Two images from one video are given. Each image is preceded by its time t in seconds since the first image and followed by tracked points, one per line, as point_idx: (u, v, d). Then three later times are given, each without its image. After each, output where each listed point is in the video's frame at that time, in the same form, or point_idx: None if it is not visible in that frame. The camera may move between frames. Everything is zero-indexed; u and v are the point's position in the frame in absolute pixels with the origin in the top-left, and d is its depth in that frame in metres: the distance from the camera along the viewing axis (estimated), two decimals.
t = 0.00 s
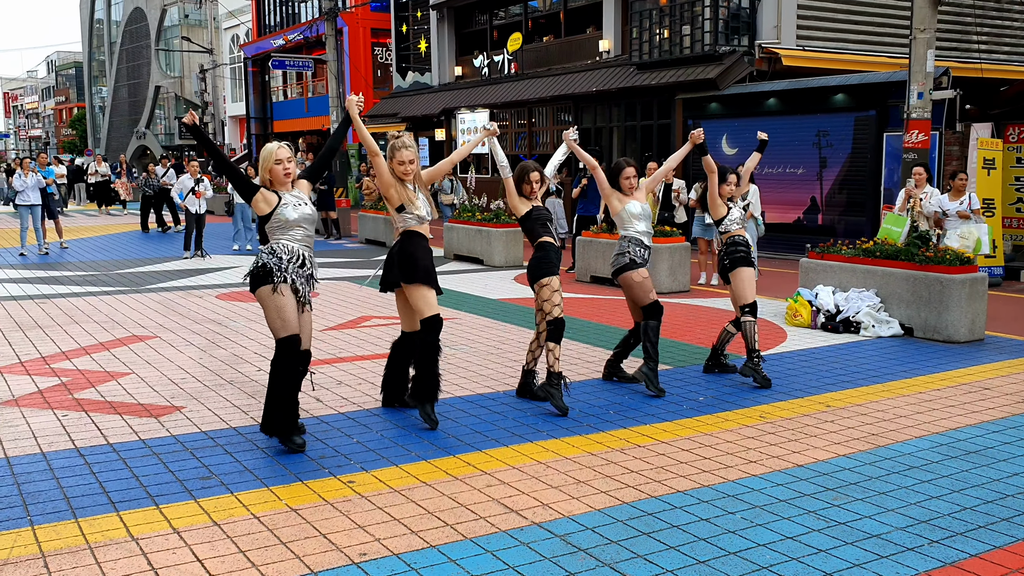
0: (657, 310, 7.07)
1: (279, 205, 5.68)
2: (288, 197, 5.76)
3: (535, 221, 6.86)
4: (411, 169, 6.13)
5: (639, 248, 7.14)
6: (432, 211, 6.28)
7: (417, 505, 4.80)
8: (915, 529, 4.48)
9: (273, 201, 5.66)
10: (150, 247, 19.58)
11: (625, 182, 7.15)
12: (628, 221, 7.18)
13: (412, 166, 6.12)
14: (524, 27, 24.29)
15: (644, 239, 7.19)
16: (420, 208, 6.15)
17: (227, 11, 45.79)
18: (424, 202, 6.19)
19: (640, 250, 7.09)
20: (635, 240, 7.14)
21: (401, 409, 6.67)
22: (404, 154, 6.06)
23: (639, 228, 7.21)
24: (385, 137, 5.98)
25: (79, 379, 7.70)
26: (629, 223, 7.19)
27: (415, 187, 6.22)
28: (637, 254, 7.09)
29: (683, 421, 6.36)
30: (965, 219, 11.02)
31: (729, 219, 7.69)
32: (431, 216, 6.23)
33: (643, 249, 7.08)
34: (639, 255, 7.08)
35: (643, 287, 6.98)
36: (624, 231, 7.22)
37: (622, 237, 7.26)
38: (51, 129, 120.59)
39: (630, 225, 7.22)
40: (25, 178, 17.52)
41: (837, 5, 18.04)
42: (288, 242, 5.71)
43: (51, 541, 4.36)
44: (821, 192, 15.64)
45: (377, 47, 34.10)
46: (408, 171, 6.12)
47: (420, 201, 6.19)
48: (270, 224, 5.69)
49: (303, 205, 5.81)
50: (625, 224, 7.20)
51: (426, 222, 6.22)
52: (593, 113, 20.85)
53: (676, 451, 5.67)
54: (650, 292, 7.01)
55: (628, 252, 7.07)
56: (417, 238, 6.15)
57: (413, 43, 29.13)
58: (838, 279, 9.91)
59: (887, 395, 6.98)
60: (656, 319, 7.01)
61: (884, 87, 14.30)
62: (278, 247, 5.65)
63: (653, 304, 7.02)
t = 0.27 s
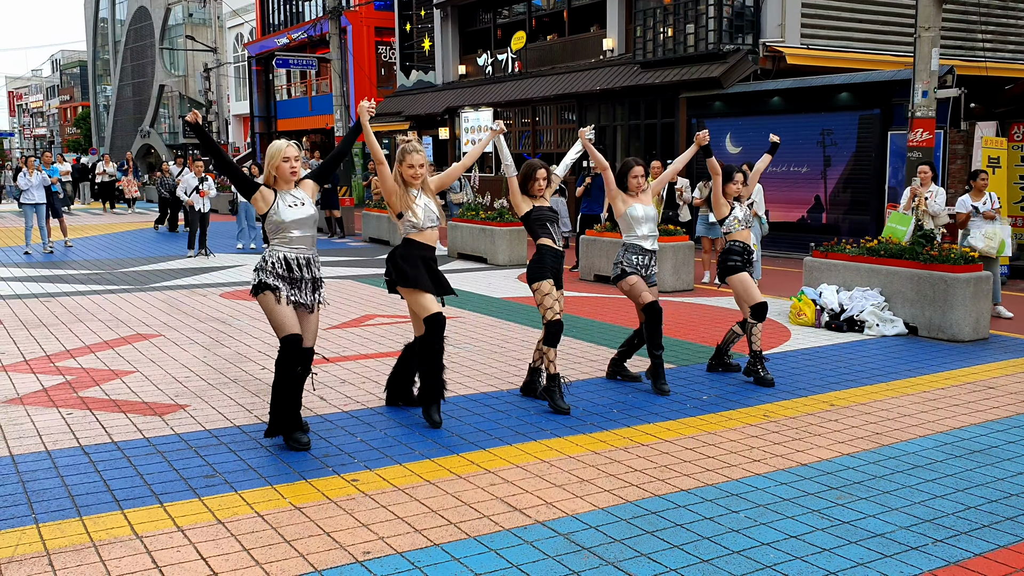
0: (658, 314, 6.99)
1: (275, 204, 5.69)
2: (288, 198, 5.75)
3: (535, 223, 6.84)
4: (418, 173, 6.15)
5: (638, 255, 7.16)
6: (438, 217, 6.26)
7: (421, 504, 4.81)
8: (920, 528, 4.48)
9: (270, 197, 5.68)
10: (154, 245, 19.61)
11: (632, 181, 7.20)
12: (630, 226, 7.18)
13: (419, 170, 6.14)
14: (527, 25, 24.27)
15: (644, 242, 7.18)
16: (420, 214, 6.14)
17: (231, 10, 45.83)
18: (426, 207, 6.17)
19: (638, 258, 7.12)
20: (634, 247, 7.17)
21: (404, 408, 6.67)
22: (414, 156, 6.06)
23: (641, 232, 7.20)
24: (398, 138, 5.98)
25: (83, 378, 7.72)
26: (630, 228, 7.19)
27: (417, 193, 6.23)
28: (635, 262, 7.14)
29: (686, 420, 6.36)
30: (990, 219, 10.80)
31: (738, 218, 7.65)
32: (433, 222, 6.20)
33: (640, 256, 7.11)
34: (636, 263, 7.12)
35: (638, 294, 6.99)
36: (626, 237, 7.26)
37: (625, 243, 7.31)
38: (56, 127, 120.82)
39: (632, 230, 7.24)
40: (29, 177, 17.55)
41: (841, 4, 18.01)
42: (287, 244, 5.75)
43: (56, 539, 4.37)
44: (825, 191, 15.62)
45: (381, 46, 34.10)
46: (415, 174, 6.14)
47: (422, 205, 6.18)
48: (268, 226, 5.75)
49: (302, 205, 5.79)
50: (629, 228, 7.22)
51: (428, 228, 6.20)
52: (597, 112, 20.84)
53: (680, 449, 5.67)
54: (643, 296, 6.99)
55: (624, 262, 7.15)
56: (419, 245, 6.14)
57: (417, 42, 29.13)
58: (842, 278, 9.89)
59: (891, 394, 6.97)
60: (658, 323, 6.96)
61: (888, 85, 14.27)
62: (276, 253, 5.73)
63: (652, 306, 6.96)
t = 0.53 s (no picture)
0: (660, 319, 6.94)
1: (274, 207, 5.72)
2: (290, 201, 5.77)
3: (525, 235, 6.80)
4: (428, 179, 6.19)
5: (634, 264, 7.19)
6: (434, 228, 6.22)
7: (423, 501, 4.81)
8: (921, 526, 4.48)
9: (271, 200, 5.71)
10: (155, 244, 19.58)
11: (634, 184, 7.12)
12: (625, 233, 7.18)
13: (427, 179, 6.19)
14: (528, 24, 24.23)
15: (638, 250, 7.18)
16: (414, 223, 6.14)
17: (232, 8, 45.79)
18: (421, 216, 6.17)
19: (633, 267, 7.16)
20: (630, 256, 7.20)
21: (406, 407, 6.67)
22: (424, 162, 6.14)
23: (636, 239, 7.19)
24: (408, 144, 6.08)
25: (84, 376, 7.71)
26: (626, 235, 7.19)
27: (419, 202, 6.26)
28: (632, 271, 7.18)
29: (688, 418, 6.36)
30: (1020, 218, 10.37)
31: (736, 216, 7.64)
32: (426, 234, 6.18)
33: (636, 265, 7.14)
34: (632, 272, 7.16)
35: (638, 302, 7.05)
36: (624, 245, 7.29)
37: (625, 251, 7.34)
38: (57, 126, 120.78)
39: (630, 237, 7.24)
40: (30, 175, 17.54)
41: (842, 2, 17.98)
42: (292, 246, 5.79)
43: (57, 537, 4.38)
44: (826, 189, 15.61)
45: (381, 44, 34.08)
46: (423, 183, 6.19)
47: (419, 215, 6.19)
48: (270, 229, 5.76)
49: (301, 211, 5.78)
50: (624, 233, 7.21)
51: (422, 239, 6.19)
52: (597, 111, 20.82)
53: (680, 448, 5.67)
54: (642, 301, 7.06)
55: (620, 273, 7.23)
56: (412, 258, 6.17)
57: (417, 41, 29.08)
58: (843, 276, 9.87)
59: (893, 393, 6.97)
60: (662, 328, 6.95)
61: (889, 84, 14.26)
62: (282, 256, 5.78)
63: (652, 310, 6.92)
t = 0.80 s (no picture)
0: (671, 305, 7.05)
1: (301, 204, 5.85)
2: (311, 196, 5.96)
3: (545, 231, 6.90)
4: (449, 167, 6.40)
5: (646, 254, 7.18)
6: (458, 222, 6.44)
7: (422, 500, 4.82)
8: (920, 525, 4.48)
9: (297, 202, 5.82)
10: (155, 243, 19.58)
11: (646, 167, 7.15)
12: (641, 226, 7.24)
13: (449, 173, 6.42)
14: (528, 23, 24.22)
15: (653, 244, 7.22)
16: (438, 219, 6.35)
17: (232, 8, 45.78)
18: (444, 211, 6.38)
19: (645, 256, 7.13)
20: (642, 246, 7.19)
21: (405, 406, 6.68)
22: (445, 157, 6.38)
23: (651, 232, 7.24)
24: (431, 140, 6.29)
25: (84, 375, 7.73)
26: (643, 227, 7.23)
27: (440, 197, 6.49)
28: (641, 260, 7.14)
29: (687, 417, 6.37)
30: None
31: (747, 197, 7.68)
32: (449, 228, 6.38)
33: (648, 256, 7.11)
34: (643, 261, 7.12)
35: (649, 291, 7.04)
36: (636, 235, 7.29)
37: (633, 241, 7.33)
38: (57, 125, 120.77)
39: (643, 229, 7.26)
40: (31, 175, 17.52)
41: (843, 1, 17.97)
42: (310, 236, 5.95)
43: (58, 536, 4.38)
44: (826, 188, 15.61)
45: (381, 44, 34.06)
46: (446, 176, 6.42)
47: (442, 210, 6.40)
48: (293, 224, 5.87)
49: (327, 203, 6.00)
50: (639, 227, 7.25)
51: (445, 233, 6.40)
52: (598, 110, 20.81)
53: (680, 446, 5.67)
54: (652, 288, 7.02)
55: (630, 259, 7.17)
56: (436, 249, 6.38)
57: (418, 40, 29.05)
58: (844, 275, 9.87)
59: (892, 392, 6.97)
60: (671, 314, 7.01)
61: (889, 83, 14.26)
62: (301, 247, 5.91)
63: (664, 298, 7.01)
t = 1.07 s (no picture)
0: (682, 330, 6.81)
1: (324, 222, 5.63)
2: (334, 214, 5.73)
3: (562, 252, 6.81)
4: (472, 171, 6.12)
5: (658, 268, 6.98)
6: (488, 229, 6.14)
7: (413, 499, 4.83)
8: (909, 522, 4.50)
9: (320, 217, 5.62)
10: (149, 243, 19.56)
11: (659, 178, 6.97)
12: (654, 238, 7.02)
13: (470, 171, 6.12)
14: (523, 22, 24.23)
15: (665, 257, 7.02)
16: (467, 227, 6.05)
17: (227, 7, 45.71)
18: (474, 217, 6.07)
19: (656, 270, 6.94)
20: (654, 259, 7.00)
21: (398, 405, 6.69)
22: (460, 155, 6.08)
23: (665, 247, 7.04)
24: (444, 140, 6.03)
25: (77, 374, 7.73)
26: (655, 241, 7.03)
27: (468, 202, 6.17)
28: (654, 274, 6.94)
29: (679, 415, 6.39)
30: None
31: (747, 219, 7.28)
32: (480, 235, 6.09)
33: (660, 270, 6.92)
34: (655, 275, 6.93)
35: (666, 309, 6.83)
36: (648, 248, 7.11)
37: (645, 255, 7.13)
38: (51, 125, 120.53)
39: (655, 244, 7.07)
40: (25, 174, 17.49)
41: None
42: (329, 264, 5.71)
43: (50, 535, 4.39)
44: (819, 186, 15.65)
45: (376, 43, 34.05)
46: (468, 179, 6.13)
47: (471, 217, 6.09)
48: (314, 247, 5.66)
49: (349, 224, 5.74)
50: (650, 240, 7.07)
51: (475, 241, 6.11)
52: (592, 109, 20.83)
53: (672, 444, 5.69)
54: (667, 310, 6.83)
55: (642, 273, 6.98)
56: (463, 259, 6.10)
57: (413, 39, 29.02)
58: (836, 273, 9.90)
59: (883, 389, 7.00)
60: (682, 337, 6.78)
61: (883, 81, 14.29)
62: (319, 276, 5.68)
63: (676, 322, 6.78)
